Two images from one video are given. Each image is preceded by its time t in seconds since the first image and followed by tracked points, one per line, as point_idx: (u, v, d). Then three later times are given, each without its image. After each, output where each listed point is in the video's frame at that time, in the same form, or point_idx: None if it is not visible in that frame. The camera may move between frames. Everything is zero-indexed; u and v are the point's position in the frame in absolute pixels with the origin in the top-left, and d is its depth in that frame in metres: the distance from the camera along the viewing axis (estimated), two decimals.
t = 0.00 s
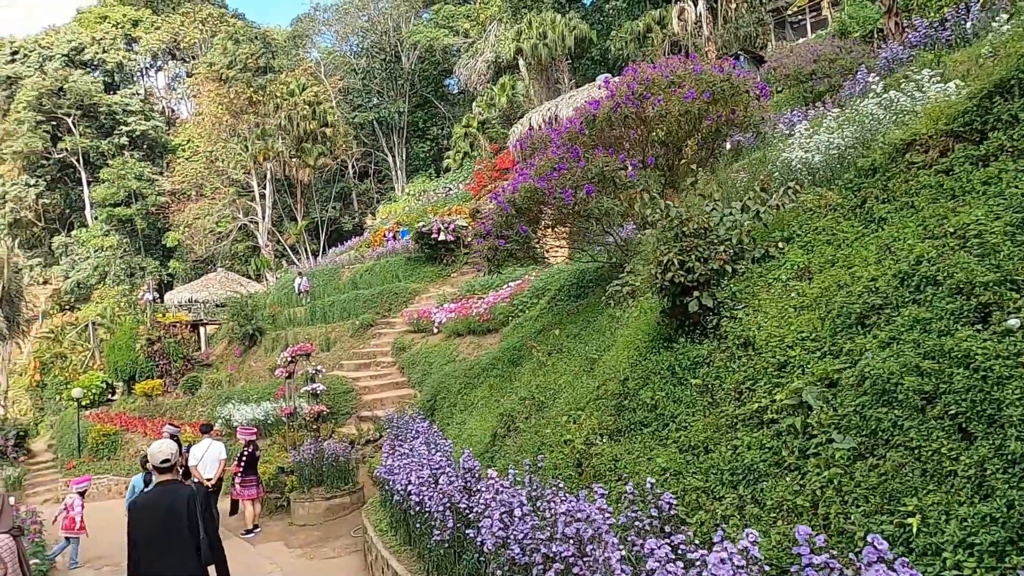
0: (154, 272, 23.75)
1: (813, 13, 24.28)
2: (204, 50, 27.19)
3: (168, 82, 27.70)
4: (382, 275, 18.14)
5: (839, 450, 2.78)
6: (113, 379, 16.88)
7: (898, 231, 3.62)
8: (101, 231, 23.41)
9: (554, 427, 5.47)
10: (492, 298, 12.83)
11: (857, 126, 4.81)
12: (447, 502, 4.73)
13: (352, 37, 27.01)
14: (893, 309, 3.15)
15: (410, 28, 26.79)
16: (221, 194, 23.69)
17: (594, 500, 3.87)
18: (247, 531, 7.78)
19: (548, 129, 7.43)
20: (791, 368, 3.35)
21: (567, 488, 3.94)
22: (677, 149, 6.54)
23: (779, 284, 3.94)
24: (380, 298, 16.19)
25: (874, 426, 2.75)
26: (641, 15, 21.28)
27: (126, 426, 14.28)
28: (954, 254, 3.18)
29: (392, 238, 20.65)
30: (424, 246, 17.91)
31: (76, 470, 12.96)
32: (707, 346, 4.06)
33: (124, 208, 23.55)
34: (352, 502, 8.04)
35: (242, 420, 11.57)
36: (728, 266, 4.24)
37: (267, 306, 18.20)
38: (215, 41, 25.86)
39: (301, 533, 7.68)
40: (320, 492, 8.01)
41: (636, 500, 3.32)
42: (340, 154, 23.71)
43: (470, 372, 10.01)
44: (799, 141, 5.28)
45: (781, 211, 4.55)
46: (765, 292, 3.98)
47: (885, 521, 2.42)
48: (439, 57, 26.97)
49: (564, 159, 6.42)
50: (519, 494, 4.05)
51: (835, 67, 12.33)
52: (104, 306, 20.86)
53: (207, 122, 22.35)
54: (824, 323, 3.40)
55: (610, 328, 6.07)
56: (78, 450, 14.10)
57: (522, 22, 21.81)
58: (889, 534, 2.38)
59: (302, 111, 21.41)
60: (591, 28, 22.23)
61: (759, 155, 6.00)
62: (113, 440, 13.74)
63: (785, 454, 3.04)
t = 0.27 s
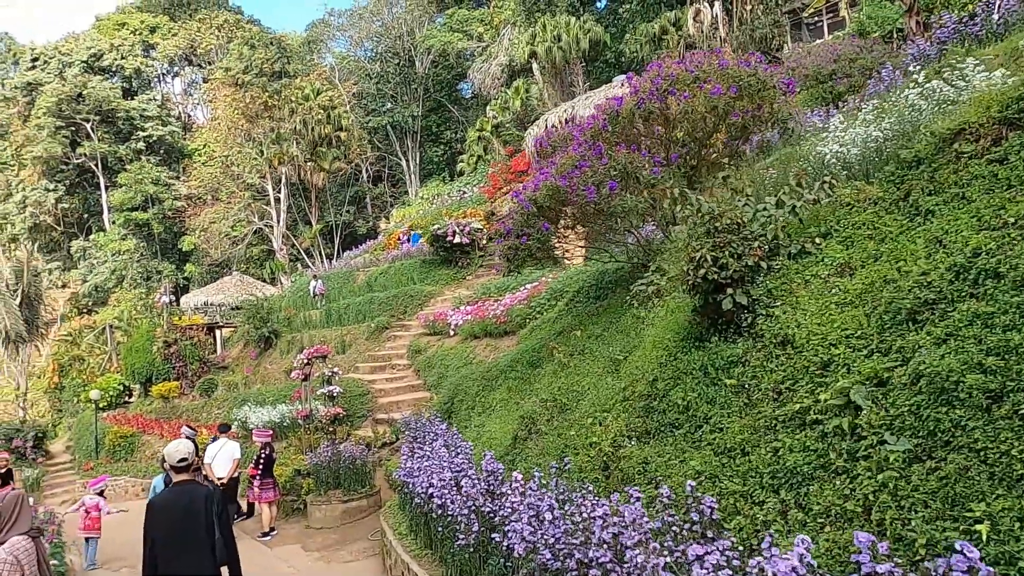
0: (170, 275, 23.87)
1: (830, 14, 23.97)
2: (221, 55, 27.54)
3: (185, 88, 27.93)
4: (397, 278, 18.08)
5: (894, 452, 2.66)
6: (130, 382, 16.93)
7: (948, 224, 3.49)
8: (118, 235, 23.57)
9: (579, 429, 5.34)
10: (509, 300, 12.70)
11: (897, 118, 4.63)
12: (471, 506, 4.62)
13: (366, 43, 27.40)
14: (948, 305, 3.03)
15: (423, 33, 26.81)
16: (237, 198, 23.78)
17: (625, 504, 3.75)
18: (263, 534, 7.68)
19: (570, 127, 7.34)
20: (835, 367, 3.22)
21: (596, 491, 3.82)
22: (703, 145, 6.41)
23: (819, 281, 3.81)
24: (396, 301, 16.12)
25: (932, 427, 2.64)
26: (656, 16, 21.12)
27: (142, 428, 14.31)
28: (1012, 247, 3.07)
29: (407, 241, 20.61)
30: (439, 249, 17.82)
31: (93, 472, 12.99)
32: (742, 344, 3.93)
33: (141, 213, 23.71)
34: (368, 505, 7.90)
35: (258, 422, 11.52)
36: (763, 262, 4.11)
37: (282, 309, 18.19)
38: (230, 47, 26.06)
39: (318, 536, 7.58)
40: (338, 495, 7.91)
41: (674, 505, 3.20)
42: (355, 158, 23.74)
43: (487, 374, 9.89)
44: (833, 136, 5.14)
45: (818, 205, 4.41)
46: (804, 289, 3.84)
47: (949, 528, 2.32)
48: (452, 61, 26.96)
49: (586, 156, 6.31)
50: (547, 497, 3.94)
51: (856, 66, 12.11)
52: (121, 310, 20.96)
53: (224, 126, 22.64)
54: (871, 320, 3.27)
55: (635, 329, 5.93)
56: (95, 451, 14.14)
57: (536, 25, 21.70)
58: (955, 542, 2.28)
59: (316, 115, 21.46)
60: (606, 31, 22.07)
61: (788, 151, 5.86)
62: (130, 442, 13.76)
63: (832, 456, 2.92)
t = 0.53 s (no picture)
0: (176, 281, 23.82)
1: (837, 18, 23.82)
2: (228, 62, 27.62)
3: (191, 95, 27.95)
4: (403, 284, 17.97)
5: (938, 466, 2.55)
6: (136, 388, 16.84)
7: (989, 226, 3.35)
8: (125, 242, 23.54)
9: (594, 437, 5.19)
10: (517, 305, 12.56)
11: (926, 115, 4.47)
12: (484, 517, 4.48)
13: (372, 49, 27.44)
14: (992, 310, 2.90)
15: (429, 39, 26.80)
16: (243, 204, 23.75)
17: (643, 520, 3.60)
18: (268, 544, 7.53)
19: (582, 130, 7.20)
20: (870, 376, 3.08)
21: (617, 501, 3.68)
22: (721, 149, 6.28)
23: (848, 286, 3.68)
24: (402, 306, 16.01)
25: (981, 440, 2.52)
26: (662, 21, 21.01)
27: (148, 434, 14.22)
28: None
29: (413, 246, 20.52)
30: (445, 254, 17.69)
31: (98, 479, 12.88)
32: (766, 351, 3.79)
33: (148, 219, 23.70)
34: (374, 514, 7.73)
35: (264, 429, 11.39)
36: (789, 266, 3.97)
37: (288, 315, 18.08)
38: (237, 54, 26.13)
39: (325, 545, 7.43)
40: (344, 503, 7.77)
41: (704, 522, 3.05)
42: (360, 164, 23.69)
43: (495, 381, 9.74)
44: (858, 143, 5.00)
45: (844, 206, 4.26)
46: (833, 295, 3.70)
47: (1004, 549, 2.21)
48: (458, 67, 26.93)
49: (599, 158, 6.17)
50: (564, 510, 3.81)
51: (866, 69, 11.96)
52: (127, 315, 20.91)
53: (230, 134, 22.91)
54: (910, 327, 3.13)
55: (650, 335, 5.78)
56: (100, 458, 14.04)
57: (542, 30, 21.61)
58: (1012, 565, 2.16)
59: (322, 121, 21.42)
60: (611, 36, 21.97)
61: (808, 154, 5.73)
62: (135, 449, 13.66)
63: (870, 469, 2.79)
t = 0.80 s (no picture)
0: (165, 278, 23.50)
1: (828, 12, 23.75)
2: (216, 56, 27.26)
3: (179, 90, 27.56)
4: (395, 279, 17.79)
5: (958, 460, 2.45)
6: (124, 386, 16.59)
7: (1004, 210, 3.24)
8: (112, 239, 23.19)
9: (591, 432, 5.08)
10: (510, 300, 12.43)
11: (932, 99, 4.36)
12: (479, 515, 4.35)
13: (362, 43, 27.10)
14: (1011, 297, 2.80)
15: (419, 33, 26.53)
16: (232, 200, 23.45)
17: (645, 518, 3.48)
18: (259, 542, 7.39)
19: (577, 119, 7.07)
20: (881, 366, 2.97)
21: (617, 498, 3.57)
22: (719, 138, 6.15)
23: (856, 274, 3.57)
24: (393, 302, 15.83)
25: (1003, 432, 2.42)
26: (654, 14, 20.86)
27: (136, 432, 14.00)
28: None
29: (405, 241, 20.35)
30: (437, 249, 17.50)
31: (86, 478, 12.67)
32: (770, 341, 3.68)
33: (136, 215, 23.37)
34: (367, 512, 7.58)
35: (254, 427, 11.21)
36: (793, 254, 3.86)
37: (278, 311, 17.85)
38: (224, 48, 25.80)
39: (316, 544, 7.28)
40: (336, 501, 7.61)
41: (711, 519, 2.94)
42: (351, 159, 23.43)
43: (489, 376, 9.61)
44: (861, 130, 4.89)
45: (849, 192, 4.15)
46: (839, 284, 3.59)
47: None
48: (448, 61, 26.69)
49: (594, 148, 6.05)
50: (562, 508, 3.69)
51: (860, 61, 11.87)
52: (115, 313, 20.62)
53: (218, 129, 22.42)
54: (923, 316, 3.03)
55: (648, 328, 5.67)
56: (87, 457, 13.81)
57: (533, 23, 21.40)
58: None
59: (312, 116, 21.15)
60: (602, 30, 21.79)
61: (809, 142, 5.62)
62: (124, 448, 13.45)
63: (883, 463, 2.69)
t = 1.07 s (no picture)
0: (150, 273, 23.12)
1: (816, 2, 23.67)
2: (200, 49, 26.81)
3: (163, 82, 27.04)
4: (383, 272, 17.57)
5: (978, 444, 2.35)
6: (108, 382, 16.30)
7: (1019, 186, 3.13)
8: (96, 233, 22.78)
9: (585, 422, 4.95)
10: (500, 291, 12.27)
11: (936, 76, 4.25)
12: (472, 508, 4.21)
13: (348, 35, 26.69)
14: None
15: (406, 24, 26.21)
16: (217, 193, 23.10)
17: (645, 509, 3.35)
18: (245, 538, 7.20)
19: (569, 103, 6.90)
20: (892, 349, 2.86)
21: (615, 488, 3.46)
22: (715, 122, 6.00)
23: (862, 255, 3.46)
24: (382, 294, 15.63)
25: None
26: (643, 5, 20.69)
27: (121, 428, 13.74)
28: None
29: (393, 233, 20.12)
30: (426, 241, 17.28)
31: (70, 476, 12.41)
32: (772, 325, 3.56)
33: (119, 210, 22.96)
34: (356, 506, 7.43)
35: (240, 421, 11.01)
36: (795, 235, 3.74)
37: (265, 305, 17.58)
38: (209, 40, 25.39)
39: (304, 540, 7.11)
40: (324, 496, 7.43)
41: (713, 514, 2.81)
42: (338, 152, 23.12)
43: (479, 368, 9.47)
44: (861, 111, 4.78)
45: (853, 172, 4.04)
46: (844, 265, 3.48)
47: None
48: (436, 53, 26.41)
49: (588, 133, 5.90)
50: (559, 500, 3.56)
51: (850, 49, 11.77)
52: (100, 309, 20.26)
53: (203, 121, 22.09)
54: (935, 297, 2.93)
55: (643, 315, 5.54)
56: (71, 454, 13.53)
57: (521, 14, 21.15)
58: None
59: (298, 108, 20.84)
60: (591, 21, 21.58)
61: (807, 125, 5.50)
62: (108, 444, 13.19)
63: (896, 449, 2.58)
